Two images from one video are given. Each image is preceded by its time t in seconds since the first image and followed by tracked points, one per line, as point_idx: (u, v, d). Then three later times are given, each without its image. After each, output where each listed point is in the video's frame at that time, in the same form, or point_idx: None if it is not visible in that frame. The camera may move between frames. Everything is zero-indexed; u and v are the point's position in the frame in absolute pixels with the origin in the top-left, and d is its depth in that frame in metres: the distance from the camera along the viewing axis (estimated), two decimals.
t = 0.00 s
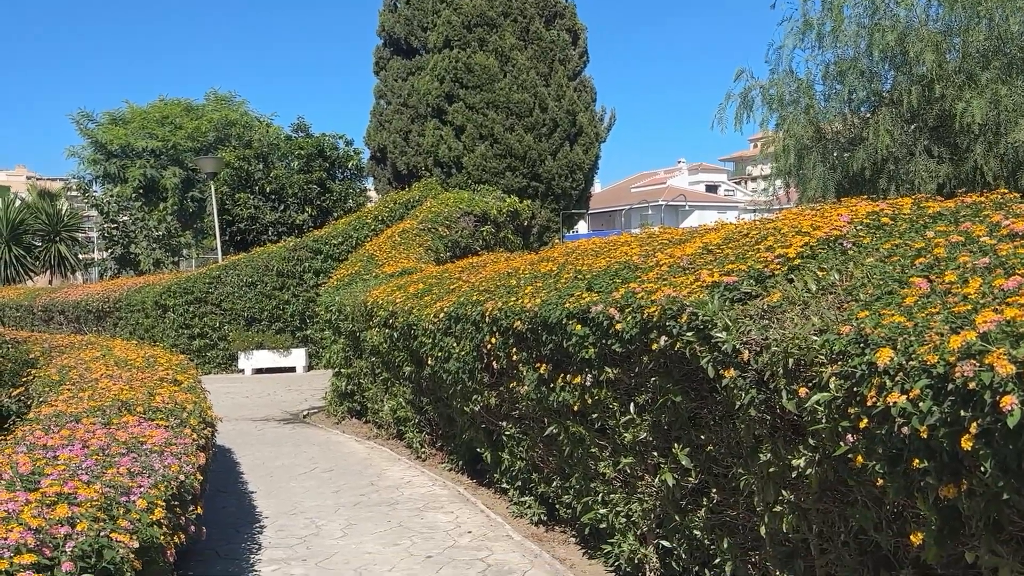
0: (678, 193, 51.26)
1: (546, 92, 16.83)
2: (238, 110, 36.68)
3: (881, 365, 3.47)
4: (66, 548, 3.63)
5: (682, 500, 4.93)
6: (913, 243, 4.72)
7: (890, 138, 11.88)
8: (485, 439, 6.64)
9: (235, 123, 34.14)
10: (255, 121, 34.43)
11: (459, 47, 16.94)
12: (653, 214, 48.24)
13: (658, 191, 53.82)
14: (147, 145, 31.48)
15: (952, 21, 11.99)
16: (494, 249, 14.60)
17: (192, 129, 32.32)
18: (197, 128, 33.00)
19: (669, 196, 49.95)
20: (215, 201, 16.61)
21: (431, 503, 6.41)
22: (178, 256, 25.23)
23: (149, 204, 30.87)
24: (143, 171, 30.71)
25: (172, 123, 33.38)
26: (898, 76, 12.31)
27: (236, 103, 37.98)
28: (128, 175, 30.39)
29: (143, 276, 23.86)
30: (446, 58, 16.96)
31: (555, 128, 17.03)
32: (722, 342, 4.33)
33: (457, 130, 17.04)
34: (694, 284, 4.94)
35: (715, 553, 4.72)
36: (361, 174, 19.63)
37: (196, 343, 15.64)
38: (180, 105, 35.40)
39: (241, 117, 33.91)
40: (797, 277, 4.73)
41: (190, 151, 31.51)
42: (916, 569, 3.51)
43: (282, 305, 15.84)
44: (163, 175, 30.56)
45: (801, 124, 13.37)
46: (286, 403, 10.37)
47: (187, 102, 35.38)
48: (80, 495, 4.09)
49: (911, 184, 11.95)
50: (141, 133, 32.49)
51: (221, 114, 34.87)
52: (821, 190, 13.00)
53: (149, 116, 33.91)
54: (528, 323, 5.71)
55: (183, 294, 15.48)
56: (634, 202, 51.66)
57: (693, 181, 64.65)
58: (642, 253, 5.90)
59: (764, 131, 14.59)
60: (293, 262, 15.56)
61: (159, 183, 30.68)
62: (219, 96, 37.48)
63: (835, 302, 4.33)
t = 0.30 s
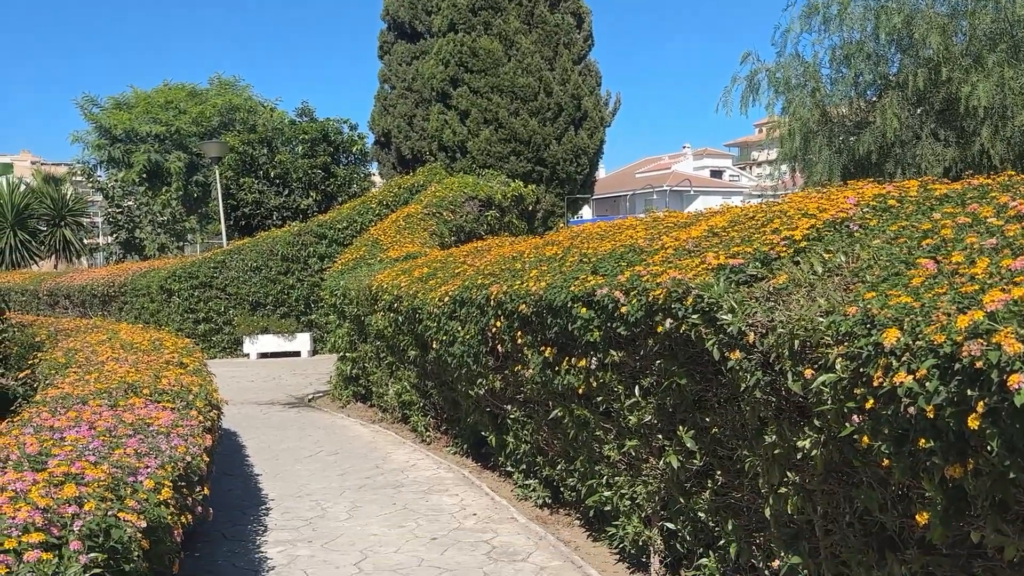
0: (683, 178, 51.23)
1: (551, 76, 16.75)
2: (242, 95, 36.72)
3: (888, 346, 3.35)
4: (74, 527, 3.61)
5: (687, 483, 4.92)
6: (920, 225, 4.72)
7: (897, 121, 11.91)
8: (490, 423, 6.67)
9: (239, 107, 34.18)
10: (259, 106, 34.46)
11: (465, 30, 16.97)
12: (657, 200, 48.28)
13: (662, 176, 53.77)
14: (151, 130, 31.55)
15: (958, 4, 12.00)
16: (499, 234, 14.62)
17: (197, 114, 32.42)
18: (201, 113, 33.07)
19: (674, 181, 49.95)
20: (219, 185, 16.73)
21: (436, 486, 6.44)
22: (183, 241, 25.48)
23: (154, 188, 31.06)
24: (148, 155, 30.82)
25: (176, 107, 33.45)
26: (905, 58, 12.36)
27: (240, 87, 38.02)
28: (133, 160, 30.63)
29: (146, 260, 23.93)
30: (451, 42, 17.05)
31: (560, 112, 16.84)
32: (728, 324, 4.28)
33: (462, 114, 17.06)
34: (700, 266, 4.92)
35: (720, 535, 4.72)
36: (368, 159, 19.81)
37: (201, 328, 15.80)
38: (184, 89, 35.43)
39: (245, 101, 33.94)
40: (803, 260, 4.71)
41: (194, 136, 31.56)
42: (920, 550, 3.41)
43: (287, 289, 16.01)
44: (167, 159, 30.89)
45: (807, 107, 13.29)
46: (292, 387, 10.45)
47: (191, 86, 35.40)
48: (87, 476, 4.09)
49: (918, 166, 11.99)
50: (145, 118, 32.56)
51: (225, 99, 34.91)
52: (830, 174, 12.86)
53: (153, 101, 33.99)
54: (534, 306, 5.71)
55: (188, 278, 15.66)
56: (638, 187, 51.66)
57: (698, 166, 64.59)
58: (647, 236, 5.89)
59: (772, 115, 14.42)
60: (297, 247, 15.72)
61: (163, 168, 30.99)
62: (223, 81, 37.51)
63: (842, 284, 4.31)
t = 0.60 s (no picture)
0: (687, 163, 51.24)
1: (555, 60, 16.66)
2: (246, 80, 36.71)
3: (893, 326, 3.32)
4: (80, 506, 3.62)
5: (691, 466, 4.91)
6: (926, 206, 4.71)
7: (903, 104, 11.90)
8: (494, 407, 6.69)
9: (243, 92, 34.17)
10: (263, 92, 34.43)
11: (469, 14, 16.92)
12: (661, 185, 48.26)
13: (667, 162, 53.68)
14: (155, 115, 31.55)
15: None
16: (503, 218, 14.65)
17: (201, 99, 32.44)
18: (205, 98, 33.06)
19: (678, 168, 49.89)
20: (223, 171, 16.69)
21: (440, 469, 6.46)
22: (187, 227, 25.66)
23: (158, 173, 31.10)
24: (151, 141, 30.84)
25: (180, 93, 33.48)
26: (910, 42, 12.31)
27: (244, 73, 38.00)
28: (137, 145, 30.63)
29: (151, 245, 24.12)
30: (455, 26, 17.02)
31: (564, 97, 16.79)
32: (732, 306, 4.25)
33: (466, 99, 17.05)
34: (704, 249, 4.90)
35: (723, 517, 4.72)
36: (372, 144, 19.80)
37: (206, 313, 16.00)
38: (188, 74, 35.41)
39: (249, 87, 33.90)
40: (809, 242, 4.69)
41: (198, 121, 31.56)
42: (925, 531, 3.38)
43: (291, 275, 15.95)
44: (171, 144, 31.00)
45: (812, 91, 13.25)
46: (297, 371, 10.50)
47: (195, 71, 35.41)
48: (93, 456, 4.10)
49: (924, 150, 11.97)
50: (149, 103, 32.59)
51: (229, 84, 34.93)
52: (834, 157, 12.90)
53: (157, 86, 33.99)
54: (538, 290, 5.72)
55: (192, 264, 15.86)
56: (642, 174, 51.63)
57: (702, 152, 64.48)
58: (652, 219, 5.88)
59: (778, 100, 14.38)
60: (302, 232, 15.59)
61: (167, 153, 30.94)
62: (227, 66, 37.50)
63: (847, 265, 4.29)
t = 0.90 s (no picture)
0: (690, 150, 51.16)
1: (559, 44, 16.65)
2: (249, 66, 36.70)
3: (898, 307, 3.31)
4: (86, 488, 3.62)
5: (695, 449, 4.91)
6: (931, 189, 4.70)
7: (908, 88, 11.88)
8: (498, 391, 6.71)
9: (246, 78, 34.16)
10: (266, 77, 34.41)
11: None
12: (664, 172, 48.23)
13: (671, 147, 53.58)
14: (158, 100, 31.55)
15: None
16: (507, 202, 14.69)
17: (204, 84, 32.43)
18: (208, 83, 33.05)
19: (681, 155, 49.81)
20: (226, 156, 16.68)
21: (444, 453, 6.49)
22: (191, 212, 25.83)
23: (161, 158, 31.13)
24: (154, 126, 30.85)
25: (183, 78, 33.48)
26: (916, 25, 12.23)
27: (247, 58, 37.98)
28: (140, 130, 30.58)
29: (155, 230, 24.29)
30: (459, 11, 17.03)
31: (568, 81, 16.85)
32: (737, 289, 4.23)
33: (469, 83, 16.98)
34: (709, 232, 4.89)
35: (727, 500, 4.72)
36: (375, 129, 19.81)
37: (210, 298, 15.96)
38: (191, 60, 35.40)
39: (252, 72, 33.89)
40: (814, 225, 4.67)
41: (201, 106, 31.56)
42: (929, 512, 3.37)
43: (295, 260, 15.91)
44: (173, 129, 30.69)
45: (817, 75, 13.21)
46: (301, 355, 10.54)
47: (198, 57, 35.43)
48: (98, 438, 4.11)
49: (928, 133, 11.96)
50: (152, 89, 32.60)
51: (232, 70, 34.94)
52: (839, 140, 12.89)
53: (160, 71, 34.00)
54: (542, 274, 5.72)
55: (196, 249, 15.81)
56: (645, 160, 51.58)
57: (706, 138, 64.41)
58: (656, 203, 5.87)
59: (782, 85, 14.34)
60: (305, 217, 15.66)
61: (170, 138, 30.86)
62: (230, 51, 37.50)
63: (852, 247, 4.27)
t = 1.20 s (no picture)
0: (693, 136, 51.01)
1: (562, 29, 16.56)
2: (252, 51, 36.63)
3: (902, 289, 3.29)
4: (91, 469, 3.63)
5: (698, 432, 4.91)
6: (936, 171, 4.68)
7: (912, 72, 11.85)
8: (501, 375, 6.72)
9: (249, 63, 34.13)
10: (268, 63, 34.35)
11: None
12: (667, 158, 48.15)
13: (674, 133, 53.41)
14: (160, 86, 31.53)
15: None
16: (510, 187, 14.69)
17: (206, 69, 32.40)
18: (210, 68, 33.00)
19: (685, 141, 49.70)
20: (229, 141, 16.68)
21: (448, 437, 6.50)
22: (194, 198, 25.87)
23: (164, 144, 31.18)
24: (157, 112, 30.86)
25: (186, 64, 33.46)
26: (921, 8, 12.15)
27: (249, 43, 37.92)
28: (143, 116, 30.59)
29: (158, 215, 24.35)
30: None
31: (571, 66, 16.78)
32: (740, 273, 4.22)
33: (473, 68, 16.92)
34: (712, 216, 4.88)
35: (730, 483, 4.73)
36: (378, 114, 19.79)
37: (214, 283, 16.02)
38: (194, 45, 35.34)
39: (255, 57, 33.82)
40: (818, 208, 4.66)
41: (203, 92, 31.55)
42: (932, 494, 3.37)
43: (298, 246, 15.98)
44: (176, 115, 30.68)
45: (821, 59, 13.15)
46: (305, 340, 10.56)
47: (201, 42, 35.40)
48: (103, 420, 4.12)
49: (932, 117, 11.93)
50: (155, 75, 32.61)
51: (235, 55, 34.88)
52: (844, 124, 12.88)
53: (163, 57, 33.96)
54: (546, 259, 5.72)
55: (200, 234, 15.89)
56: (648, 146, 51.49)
57: (710, 125, 64.22)
58: (660, 187, 5.86)
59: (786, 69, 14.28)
60: (309, 203, 15.69)
61: (173, 124, 30.89)
62: (232, 36, 37.44)
63: (856, 230, 4.25)
